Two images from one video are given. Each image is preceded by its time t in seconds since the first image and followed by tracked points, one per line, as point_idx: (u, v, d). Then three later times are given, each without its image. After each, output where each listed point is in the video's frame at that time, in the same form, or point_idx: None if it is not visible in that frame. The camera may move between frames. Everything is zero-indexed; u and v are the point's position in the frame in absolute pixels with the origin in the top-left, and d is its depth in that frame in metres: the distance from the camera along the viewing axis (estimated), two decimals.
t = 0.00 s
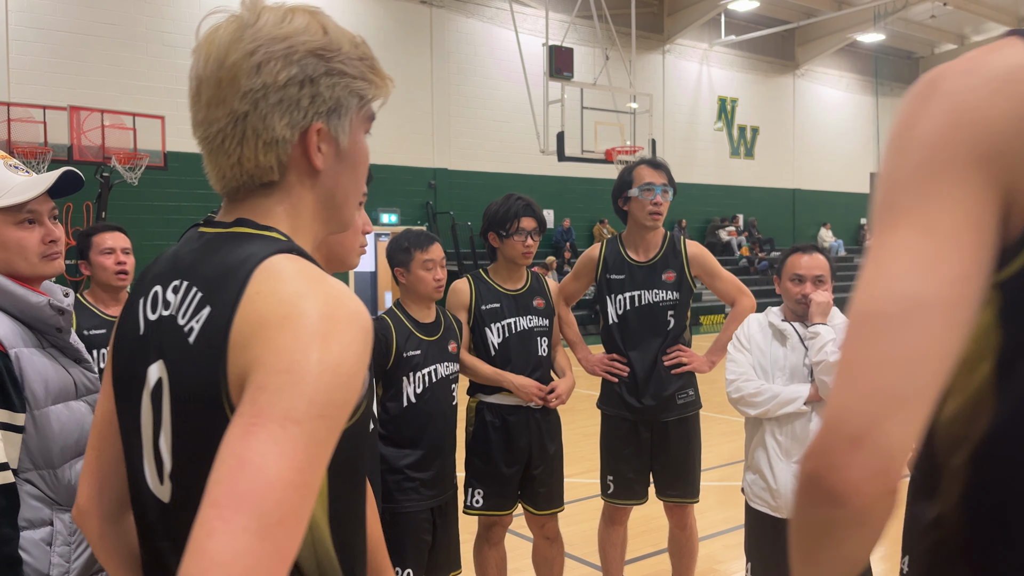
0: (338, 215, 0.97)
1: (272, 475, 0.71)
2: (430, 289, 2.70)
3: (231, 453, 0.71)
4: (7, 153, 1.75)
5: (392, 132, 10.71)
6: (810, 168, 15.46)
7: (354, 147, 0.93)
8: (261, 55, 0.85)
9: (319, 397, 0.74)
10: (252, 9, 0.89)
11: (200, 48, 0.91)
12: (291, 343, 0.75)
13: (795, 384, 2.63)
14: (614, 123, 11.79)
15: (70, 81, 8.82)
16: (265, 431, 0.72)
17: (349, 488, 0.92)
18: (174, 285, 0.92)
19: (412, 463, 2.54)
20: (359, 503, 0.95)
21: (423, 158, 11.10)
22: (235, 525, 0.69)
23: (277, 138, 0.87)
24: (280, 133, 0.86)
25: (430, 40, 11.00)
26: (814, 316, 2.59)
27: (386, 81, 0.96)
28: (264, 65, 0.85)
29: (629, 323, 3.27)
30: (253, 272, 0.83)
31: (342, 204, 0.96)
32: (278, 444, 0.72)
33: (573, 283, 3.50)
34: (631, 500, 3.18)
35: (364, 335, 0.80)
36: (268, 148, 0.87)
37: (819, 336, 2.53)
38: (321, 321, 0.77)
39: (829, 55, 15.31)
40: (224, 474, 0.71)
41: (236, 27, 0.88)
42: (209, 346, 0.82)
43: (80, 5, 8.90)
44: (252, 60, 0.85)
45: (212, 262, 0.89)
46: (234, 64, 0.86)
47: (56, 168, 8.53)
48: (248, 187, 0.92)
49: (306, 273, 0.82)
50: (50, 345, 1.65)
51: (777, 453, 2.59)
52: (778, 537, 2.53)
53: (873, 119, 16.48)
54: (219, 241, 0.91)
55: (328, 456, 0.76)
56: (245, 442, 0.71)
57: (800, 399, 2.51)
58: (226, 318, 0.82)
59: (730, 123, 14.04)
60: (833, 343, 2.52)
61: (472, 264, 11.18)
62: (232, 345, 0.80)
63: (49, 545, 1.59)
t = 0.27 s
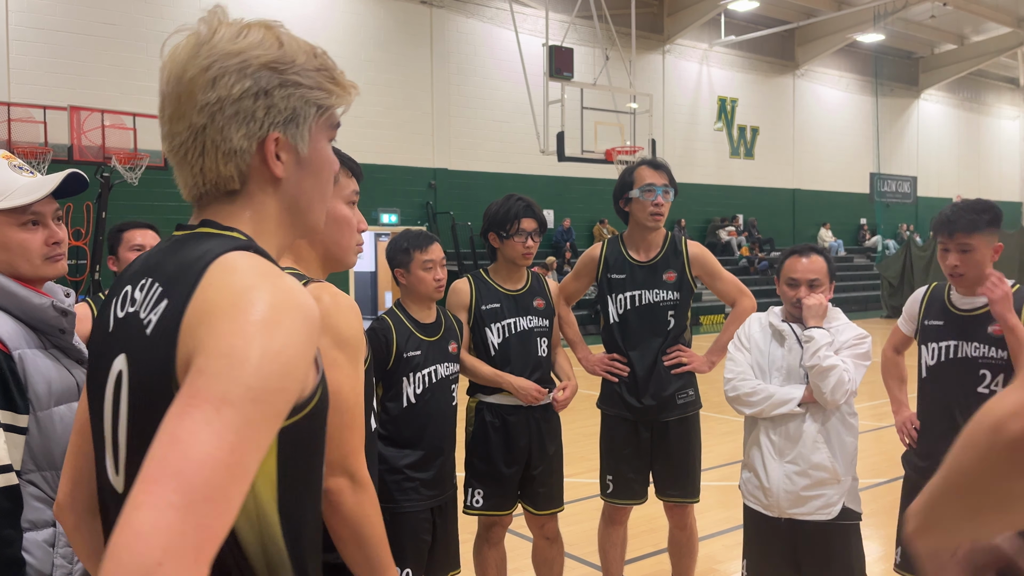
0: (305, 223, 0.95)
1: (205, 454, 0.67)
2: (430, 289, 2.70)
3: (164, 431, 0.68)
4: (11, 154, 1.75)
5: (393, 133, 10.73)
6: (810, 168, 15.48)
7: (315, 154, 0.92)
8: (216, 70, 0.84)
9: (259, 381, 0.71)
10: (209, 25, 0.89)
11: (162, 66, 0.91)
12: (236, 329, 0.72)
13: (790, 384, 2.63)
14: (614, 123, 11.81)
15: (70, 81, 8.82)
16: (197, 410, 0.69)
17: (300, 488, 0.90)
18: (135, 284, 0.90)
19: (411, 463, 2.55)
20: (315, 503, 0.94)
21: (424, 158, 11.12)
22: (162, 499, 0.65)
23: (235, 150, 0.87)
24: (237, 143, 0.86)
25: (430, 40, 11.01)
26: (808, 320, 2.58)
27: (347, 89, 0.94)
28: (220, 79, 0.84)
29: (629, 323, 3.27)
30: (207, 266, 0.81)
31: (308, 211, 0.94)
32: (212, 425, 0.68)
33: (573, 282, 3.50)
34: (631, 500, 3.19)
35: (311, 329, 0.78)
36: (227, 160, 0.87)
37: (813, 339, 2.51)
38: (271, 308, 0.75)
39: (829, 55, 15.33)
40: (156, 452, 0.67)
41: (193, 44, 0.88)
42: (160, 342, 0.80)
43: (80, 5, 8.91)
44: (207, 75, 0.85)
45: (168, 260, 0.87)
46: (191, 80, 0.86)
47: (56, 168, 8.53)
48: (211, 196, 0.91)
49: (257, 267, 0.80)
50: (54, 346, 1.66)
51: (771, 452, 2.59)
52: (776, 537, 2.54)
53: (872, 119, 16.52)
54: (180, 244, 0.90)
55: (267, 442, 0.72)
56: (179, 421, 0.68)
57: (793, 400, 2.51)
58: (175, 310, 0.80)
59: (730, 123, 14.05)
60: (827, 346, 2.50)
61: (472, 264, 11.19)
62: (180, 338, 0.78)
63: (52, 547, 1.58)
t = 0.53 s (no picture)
0: (289, 220, 0.95)
1: (161, 452, 0.67)
2: (430, 289, 2.70)
3: (124, 426, 0.68)
4: (16, 154, 1.75)
5: (393, 132, 10.74)
6: (810, 168, 15.47)
7: (295, 151, 0.92)
8: (191, 69, 0.84)
9: (221, 379, 0.71)
10: (183, 25, 0.88)
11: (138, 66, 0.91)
12: (201, 325, 0.72)
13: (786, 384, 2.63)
14: (614, 123, 11.80)
15: (69, 81, 8.83)
16: (155, 407, 0.69)
17: (277, 478, 0.90)
18: (118, 281, 0.90)
19: (411, 463, 2.55)
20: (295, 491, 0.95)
21: (424, 158, 11.13)
22: (115, 497, 0.65)
23: (213, 148, 0.87)
24: (215, 142, 0.86)
25: (430, 40, 11.02)
26: (801, 322, 2.58)
27: (325, 85, 0.94)
28: (194, 77, 0.84)
29: (630, 322, 3.27)
30: (181, 263, 0.81)
31: (291, 208, 0.94)
32: (170, 423, 0.68)
33: (574, 281, 3.50)
34: (631, 500, 3.19)
35: (278, 328, 0.78)
36: (205, 157, 0.87)
37: (804, 341, 2.51)
38: (239, 306, 0.75)
39: (829, 55, 15.33)
40: (113, 448, 0.67)
41: (166, 43, 0.87)
42: (136, 337, 0.79)
43: (80, 5, 8.92)
44: (182, 73, 0.84)
45: (144, 258, 0.87)
46: (166, 79, 0.85)
47: (57, 168, 8.53)
48: (190, 196, 0.91)
49: (231, 265, 0.80)
50: (57, 347, 1.66)
51: (764, 452, 2.61)
52: (771, 537, 2.55)
53: (873, 119, 16.51)
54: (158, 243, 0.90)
55: (227, 440, 0.73)
56: (137, 418, 0.68)
57: (785, 401, 2.51)
58: (146, 308, 0.80)
59: (730, 123, 14.05)
60: (818, 348, 2.49)
61: (472, 264, 11.20)
62: (152, 331, 0.78)
63: (54, 548, 1.59)
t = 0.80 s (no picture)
0: (299, 214, 0.91)
1: (161, 481, 0.62)
2: (429, 290, 2.70)
3: (121, 451, 0.63)
4: (28, 156, 1.77)
5: (393, 133, 10.74)
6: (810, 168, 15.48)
7: (305, 141, 0.87)
8: (194, 51, 0.79)
9: (229, 399, 0.66)
10: (184, 5, 0.83)
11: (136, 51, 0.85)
12: (205, 338, 0.67)
13: (783, 385, 2.63)
14: (614, 123, 11.78)
15: (69, 81, 8.84)
16: (158, 429, 0.63)
17: (289, 496, 0.86)
18: (118, 287, 0.88)
19: (411, 463, 2.55)
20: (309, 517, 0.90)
21: (424, 158, 11.13)
22: (110, 531, 0.59)
23: (217, 137, 0.82)
24: (219, 130, 0.81)
25: (430, 40, 11.02)
26: (798, 323, 2.58)
27: (337, 71, 0.90)
28: (197, 60, 0.79)
29: (631, 321, 3.27)
30: (183, 271, 0.77)
31: (301, 202, 0.90)
32: (170, 447, 0.63)
33: (574, 280, 3.50)
34: (631, 500, 3.19)
35: (287, 341, 0.72)
36: (209, 147, 0.82)
37: (801, 342, 2.51)
38: (245, 317, 0.70)
39: (829, 55, 15.33)
40: (108, 477, 0.62)
41: (167, 24, 0.82)
42: (138, 346, 0.76)
43: (80, 6, 8.93)
44: (184, 56, 0.79)
45: (150, 262, 0.83)
46: (166, 61, 0.80)
47: (56, 168, 8.53)
48: (196, 189, 0.86)
49: (238, 272, 0.76)
50: (60, 348, 1.67)
51: (761, 451, 2.61)
52: (767, 535, 2.56)
53: (873, 119, 16.52)
54: (162, 243, 0.86)
55: (233, 465, 0.67)
56: (134, 442, 0.63)
57: (782, 402, 2.51)
58: (149, 315, 0.76)
59: (730, 123, 14.05)
60: (815, 349, 2.50)
61: (472, 264, 11.20)
62: (153, 342, 0.73)
63: (56, 548, 1.59)
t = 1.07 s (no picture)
0: (327, 214, 0.85)
1: (127, 542, 0.55)
2: (428, 290, 2.69)
3: (90, 500, 0.56)
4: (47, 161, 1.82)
5: (392, 133, 10.74)
6: (810, 168, 15.48)
7: (341, 132, 0.82)
8: (227, 23, 0.74)
9: (212, 445, 0.58)
10: None
11: (164, 23, 0.81)
12: (192, 372, 0.60)
13: (784, 385, 2.63)
14: (614, 123, 11.79)
15: (69, 81, 8.83)
16: (130, 478, 0.57)
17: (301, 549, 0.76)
18: (124, 293, 0.82)
19: (411, 463, 2.55)
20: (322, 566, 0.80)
21: (424, 158, 11.14)
22: None
23: (247, 120, 0.76)
24: (250, 114, 0.76)
25: (430, 40, 11.01)
26: (799, 324, 2.57)
27: (381, 58, 0.85)
28: (229, 33, 0.74)
29: (630, 323, 3.27)
30: (182, 282, 0.70)
31: (331, 200, 0.84)
32: (143, 498, 0.56)
33: (573, 281, 3.50)
34: (631, 500, 3.19)
35: (287, 373, 0.64)
36: (237, 132, 0.76)
37: (803, 344, 2.51)
38: (244, 343, 0.62)
39: (830, 55, 15.33)
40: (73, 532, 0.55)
41: None
42: (131, 366, 0.70)
43: (81, 6, 8.92)
44: (216, 27, 0.74)
45: (154, 268, 0.77)
46: (195, 34, 0.75)
47: (57, 168, 8.52)
48: (217, 181, 0.81)
49: (241, 287, 0.68)
50: (60, 349, 1.67)
51: (762, 451, 2.61)
52: (767, 535, 2.55)
53: (873, 119, 16.53)
54: (172, 245, 0.80)
55: (218, 519, 0.60)
56: (103, 492, 0.56)
57: (785, 403, 2.51)
58: (142, 333, 0.69)
59: (730, 123, 14.05)
60: (817, 350, 2.49)
61: (472, 264, 11.20)
62: (141, 366, 0.66)
63: (55, 547, 1.58)
